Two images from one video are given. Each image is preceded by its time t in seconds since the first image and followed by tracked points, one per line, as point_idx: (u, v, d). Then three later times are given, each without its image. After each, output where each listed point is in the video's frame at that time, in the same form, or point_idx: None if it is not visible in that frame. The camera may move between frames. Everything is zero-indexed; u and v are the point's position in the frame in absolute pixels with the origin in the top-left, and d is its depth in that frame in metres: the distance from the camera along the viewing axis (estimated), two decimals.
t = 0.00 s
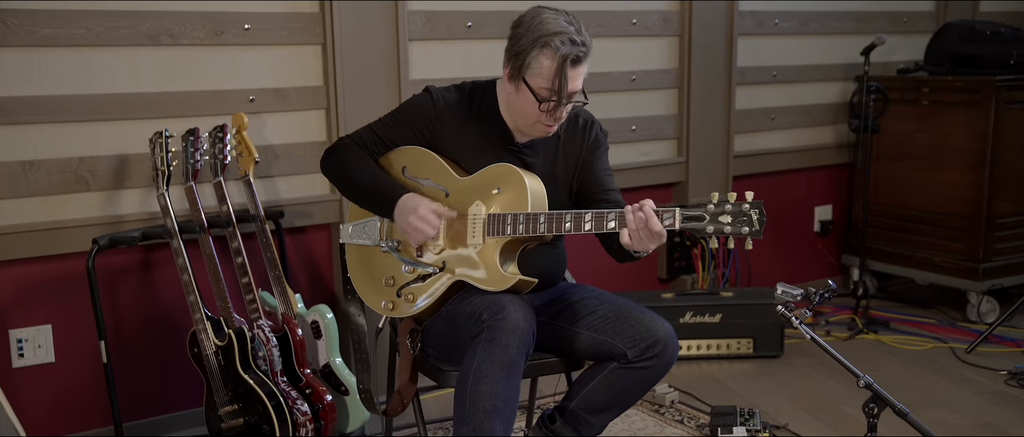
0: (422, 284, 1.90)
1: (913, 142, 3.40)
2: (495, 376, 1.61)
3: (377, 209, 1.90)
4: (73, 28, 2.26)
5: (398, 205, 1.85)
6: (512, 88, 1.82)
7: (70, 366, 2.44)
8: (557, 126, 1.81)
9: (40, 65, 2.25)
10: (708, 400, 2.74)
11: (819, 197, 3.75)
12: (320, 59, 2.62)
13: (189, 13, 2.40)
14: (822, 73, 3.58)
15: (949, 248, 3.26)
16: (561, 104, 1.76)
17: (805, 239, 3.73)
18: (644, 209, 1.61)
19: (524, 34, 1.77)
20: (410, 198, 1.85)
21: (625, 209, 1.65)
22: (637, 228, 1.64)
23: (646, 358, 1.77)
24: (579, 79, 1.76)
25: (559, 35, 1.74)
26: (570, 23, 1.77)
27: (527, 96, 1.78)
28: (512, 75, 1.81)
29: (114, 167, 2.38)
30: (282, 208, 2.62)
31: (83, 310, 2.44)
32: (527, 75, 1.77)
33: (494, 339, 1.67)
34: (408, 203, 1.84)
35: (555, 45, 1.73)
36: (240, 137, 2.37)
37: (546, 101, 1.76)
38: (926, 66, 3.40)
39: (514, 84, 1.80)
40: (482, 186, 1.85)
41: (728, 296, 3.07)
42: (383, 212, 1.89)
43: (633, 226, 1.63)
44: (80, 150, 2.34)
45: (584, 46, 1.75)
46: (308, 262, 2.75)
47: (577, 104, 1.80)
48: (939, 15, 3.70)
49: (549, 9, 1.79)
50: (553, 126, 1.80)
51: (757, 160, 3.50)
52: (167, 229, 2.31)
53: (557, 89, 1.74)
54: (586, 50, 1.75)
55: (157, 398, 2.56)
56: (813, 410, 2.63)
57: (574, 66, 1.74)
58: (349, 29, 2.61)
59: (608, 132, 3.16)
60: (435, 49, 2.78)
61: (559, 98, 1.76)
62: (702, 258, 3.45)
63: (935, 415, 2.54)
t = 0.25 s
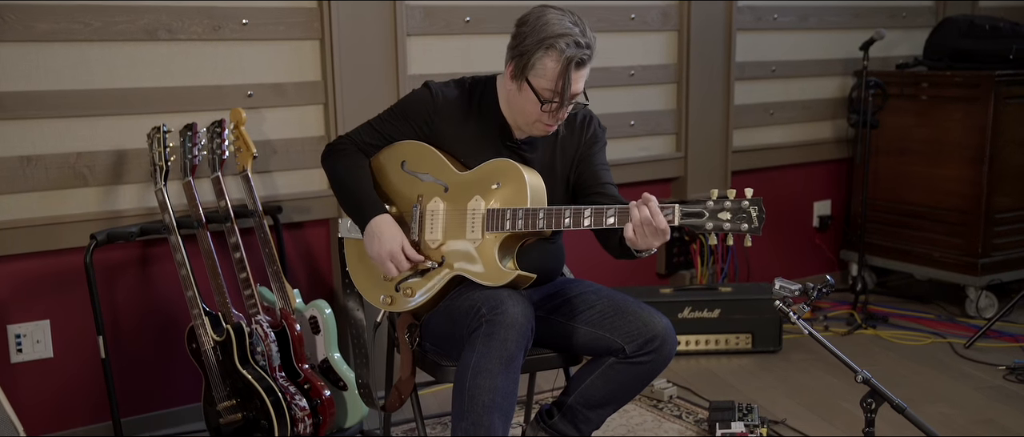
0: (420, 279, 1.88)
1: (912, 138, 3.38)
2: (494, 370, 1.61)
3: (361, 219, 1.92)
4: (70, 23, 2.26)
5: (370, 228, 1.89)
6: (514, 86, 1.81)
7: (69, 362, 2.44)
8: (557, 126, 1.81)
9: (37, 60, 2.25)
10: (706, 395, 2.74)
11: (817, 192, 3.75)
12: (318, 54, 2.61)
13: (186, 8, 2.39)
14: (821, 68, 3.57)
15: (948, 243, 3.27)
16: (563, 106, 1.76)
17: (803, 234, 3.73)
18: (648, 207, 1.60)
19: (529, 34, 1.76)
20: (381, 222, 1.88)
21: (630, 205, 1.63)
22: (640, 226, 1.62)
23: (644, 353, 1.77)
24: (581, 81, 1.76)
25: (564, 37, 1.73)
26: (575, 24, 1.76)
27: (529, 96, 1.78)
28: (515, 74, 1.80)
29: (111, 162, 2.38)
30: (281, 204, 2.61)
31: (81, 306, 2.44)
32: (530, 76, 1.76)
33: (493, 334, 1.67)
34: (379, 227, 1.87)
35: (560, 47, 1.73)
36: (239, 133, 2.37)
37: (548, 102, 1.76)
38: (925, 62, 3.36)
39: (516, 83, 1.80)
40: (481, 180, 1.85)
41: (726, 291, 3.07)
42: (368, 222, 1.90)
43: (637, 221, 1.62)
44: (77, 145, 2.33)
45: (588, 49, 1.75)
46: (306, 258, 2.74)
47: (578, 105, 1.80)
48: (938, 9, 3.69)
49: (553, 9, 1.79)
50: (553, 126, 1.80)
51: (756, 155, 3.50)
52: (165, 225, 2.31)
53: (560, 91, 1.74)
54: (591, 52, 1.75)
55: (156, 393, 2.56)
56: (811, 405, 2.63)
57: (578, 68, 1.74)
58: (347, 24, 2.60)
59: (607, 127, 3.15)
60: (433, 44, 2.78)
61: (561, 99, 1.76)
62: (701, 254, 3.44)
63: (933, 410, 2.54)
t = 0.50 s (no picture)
0: (419, 274, 1.89)
1: (912, 133, 3.39)
2: (492, 366, 1.61)
3: (358, 215, 1.92)
4: (69, 19, 2.26)
5: (370, 224, 1.88)
6: (516, 85, 1.81)
7: (68, 358, 2.44)
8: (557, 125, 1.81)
9: (36, 56, 2.25)
10: (705, 391, 2.74)
11: (817, 188, 3.75)
12: (317, 50, 2.61)
13: (185, 4, 2.39)
14: (820, 64, 3.57)
15: (947, 240, 3.25)
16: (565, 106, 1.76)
17: (802, 230, 3.73)
18: (644, 203, 1.60)
19: (532, 33, 1.76)
20: (380, 216, 1.88)
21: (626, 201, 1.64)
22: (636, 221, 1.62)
23: (643, 349, 1.77)
24: (583, 82, 1.76)
25: (568, 38, 1.73)
26: (578, 24, 1.76)
27: (531, 95, 1.77)
28: (517, 73, 1.80)
29: (110, 159, 2.38)
30: (280, 200, 2.61)
31: (80, 302, 2.44)
32: (532, 75, 1.76)
33: (491, 330, 1.67)
34: (379, 222, 1.87)
35: (564, 47, 1.73)
36: (238, 129, 2.37)
37: (551, 102, 1.76)
38: (924, 57, 3.39)
39: (519, 82, 1.79)
40: (479, 176, 1.85)
41: (725, 287, 3.07)
42: (365, 219, 1.90)
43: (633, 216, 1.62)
44: (76, 141, 2.33)
45: (591, 50, 1.75)
46: (306, 254, 2.75)
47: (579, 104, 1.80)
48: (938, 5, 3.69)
49: (556, 8, 1.78)
50: (554, 125, 1.80)
51: (755, 151, 3.50)
52: (163, 221, 2.31)
53: (562, 91, 1.74)
54: (594, 53, 1.75)
55: (155, 390, 2.56)
56: (810, 401, 2.63)
57: (580, 69, 1.74)
58: (346, 20, 2.60)
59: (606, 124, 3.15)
60: (432, 40, 2.77)
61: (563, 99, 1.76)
62: (701, 249, 3.43)
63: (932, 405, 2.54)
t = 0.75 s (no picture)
0: (421, 271, 1.94)
1: (903, 134, 3.43)
2: (492, 360, 1.67)
3: (360, 213, 1.97)
4: (78, 22, 2.31)
5: (373, 221, 1.93)
6: (518, 88, 1.86)
7: (77, 353, 2.49)
8: (556, 127, 1.87)
9: (46, 58, 2.30)
10: (700, 386, 2.80)
11: (810, 187, 3.81)
12: (320, 52, 2.67)
13: (191, 7, 2.44)
14: (814, 65, 3.63)
15: (938, 238, 3.33)
16: (566, 110, 1.82)
17: (796, 228, 3.79)
18: (640, 202, 1.66)
19: (536, 39, 1.81)
20: (382, 215, 1.93)
21: (624, 199, 1.69)
22: (632, 221, 1.68)
23: (639, 344, 1.83)
24: (584, 87, 1.82)
25: (571, 44, 1.79)
26: (580, 30, 1.82)
27: (533, 98, 1.83)
28: (519, 76, 1.85)
29: (119, 158, 2.43)
30: (284, 199, 2.67)
31: (88, 299, 2.49)
32: (535, 79, 1.81)
33: (491, 325, 1.73)
34: (381, 220, 1.92)
35: (567, 53, 1.78)
36: (242, 130, 2.42)
37: (552, 105, 1.81)
38: (914, 60, 3.43)
39: (521, 85, 1.85)
40: (479, 176, 1.91)
41: (720, 284, 3.13)
42: (368, 217, 1.96)
43: (630, 215, 1.68)
44: (85, 141, 2.38)
45: (593, 56, 1.81)
46: (309, 252, 2.80)
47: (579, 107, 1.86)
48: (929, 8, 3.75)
49: (558, 14, 1.84)
50: (554, 128, 1.86)
51: (749, 151, 3.56)
52: (171, 220, 2.36)
53: (564, 95, 1.80)
54: (595, 59, 1.81)
55: (162, 385, 2.61)
56: (803, 395, 2.69)
57: (582, 74, 1.80)
58: (349, 23, 2.66)
59: (603, 124, 3.21)
60: (433, 42, 2.83)
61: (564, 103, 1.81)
62: (696, 247, 3.47)
63: (922, 400, 2.60)
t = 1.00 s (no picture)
0: (420, 267, 1.96)
1: (898, 130, 3.45)
2: (491, 355, 1.69)
3: (361, 209, 1.99)
4: (81, 20, 2.33)
5: (374, 217, 1.96)
6: (519, 86, 1.88)
7: (81, 348, 2.52)
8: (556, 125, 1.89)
9: (49, 55, 2.32)
10: (698, 380, 2.82)
11: (807, 183, 3.83)
12: (320, 50, 2.69)
13: (193, 5, 2.46)
14: (811, 63, 3.65)
15: (933, 234, 3.36)
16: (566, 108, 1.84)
17: (793, 224, 3.82)
18: (638, 198, 1.68)
19: (538, 37, 1.83)
20: (381, 212, 1.95)
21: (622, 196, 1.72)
22: (630, 218, 1.70)
23: (637, 339, 1.85)
24: (585, 85, 1.85)
25: (572, 43, 1.81)
26: (581, 29, 1.84)
27: (534, 96, 1.85)
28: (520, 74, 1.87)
29: (121, 155, 2.45)
30: (285, 195, 2.69)
31: (91, 294, 2.51)
32: (536, 78, 1.83)
33: (490, 320, 1.75)
34: (382, 216, 1.95)
35: (568, 52, 1.80)
36: (244, 126, 2.44)
37: (553, 103, 1.84)
38: (910, 57, 3.44)
39: (522, 84, 1.87)
40: (478, 172, 1.93)
41: (718, 279, 3.16)
42: (368, 213, 1.98)
43: (628, 211, 1.70)
44: (87, 138, 2.40)
45: (594, 55, 1.83)
46: (310, 247, 2.82)
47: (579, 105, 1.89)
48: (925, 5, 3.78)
49: (559, 13, 1.86)
50: (554, 126, 1.89)
51: (747, 148, 3.58)
52: (172, 216, 2.38)
53: (565, 93, 1.82)
54: (596, 58, 1.83)
55: (164, 380, 2.64)
56: (799, 390, 2.72)
57: (583, 73, 1.82)
58: (349, 21, 2.68)
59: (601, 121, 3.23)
60: (432, 39, 2.85)
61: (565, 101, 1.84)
62: (693, 243, 3.51)
63: (917, 395, 2.63)
